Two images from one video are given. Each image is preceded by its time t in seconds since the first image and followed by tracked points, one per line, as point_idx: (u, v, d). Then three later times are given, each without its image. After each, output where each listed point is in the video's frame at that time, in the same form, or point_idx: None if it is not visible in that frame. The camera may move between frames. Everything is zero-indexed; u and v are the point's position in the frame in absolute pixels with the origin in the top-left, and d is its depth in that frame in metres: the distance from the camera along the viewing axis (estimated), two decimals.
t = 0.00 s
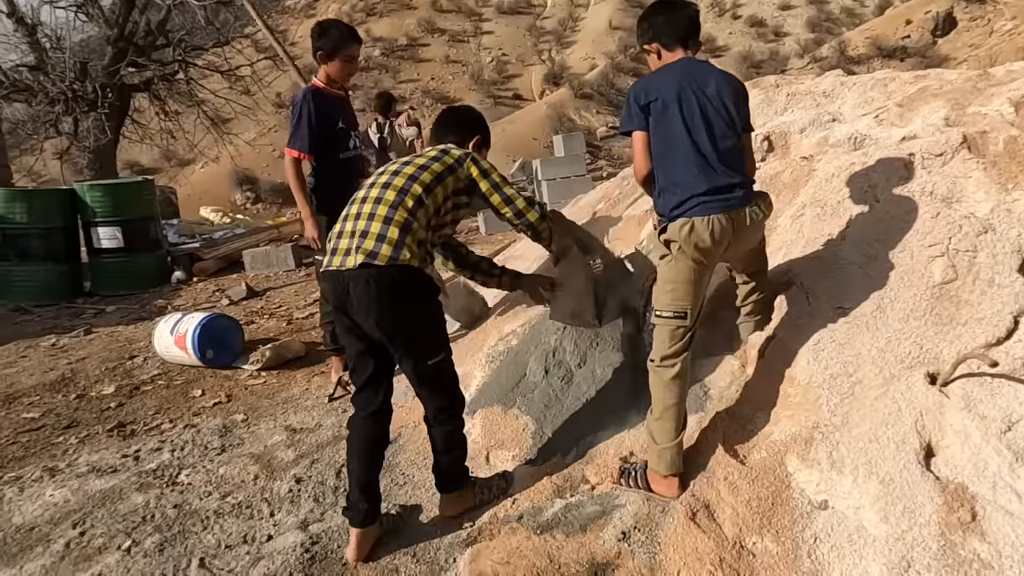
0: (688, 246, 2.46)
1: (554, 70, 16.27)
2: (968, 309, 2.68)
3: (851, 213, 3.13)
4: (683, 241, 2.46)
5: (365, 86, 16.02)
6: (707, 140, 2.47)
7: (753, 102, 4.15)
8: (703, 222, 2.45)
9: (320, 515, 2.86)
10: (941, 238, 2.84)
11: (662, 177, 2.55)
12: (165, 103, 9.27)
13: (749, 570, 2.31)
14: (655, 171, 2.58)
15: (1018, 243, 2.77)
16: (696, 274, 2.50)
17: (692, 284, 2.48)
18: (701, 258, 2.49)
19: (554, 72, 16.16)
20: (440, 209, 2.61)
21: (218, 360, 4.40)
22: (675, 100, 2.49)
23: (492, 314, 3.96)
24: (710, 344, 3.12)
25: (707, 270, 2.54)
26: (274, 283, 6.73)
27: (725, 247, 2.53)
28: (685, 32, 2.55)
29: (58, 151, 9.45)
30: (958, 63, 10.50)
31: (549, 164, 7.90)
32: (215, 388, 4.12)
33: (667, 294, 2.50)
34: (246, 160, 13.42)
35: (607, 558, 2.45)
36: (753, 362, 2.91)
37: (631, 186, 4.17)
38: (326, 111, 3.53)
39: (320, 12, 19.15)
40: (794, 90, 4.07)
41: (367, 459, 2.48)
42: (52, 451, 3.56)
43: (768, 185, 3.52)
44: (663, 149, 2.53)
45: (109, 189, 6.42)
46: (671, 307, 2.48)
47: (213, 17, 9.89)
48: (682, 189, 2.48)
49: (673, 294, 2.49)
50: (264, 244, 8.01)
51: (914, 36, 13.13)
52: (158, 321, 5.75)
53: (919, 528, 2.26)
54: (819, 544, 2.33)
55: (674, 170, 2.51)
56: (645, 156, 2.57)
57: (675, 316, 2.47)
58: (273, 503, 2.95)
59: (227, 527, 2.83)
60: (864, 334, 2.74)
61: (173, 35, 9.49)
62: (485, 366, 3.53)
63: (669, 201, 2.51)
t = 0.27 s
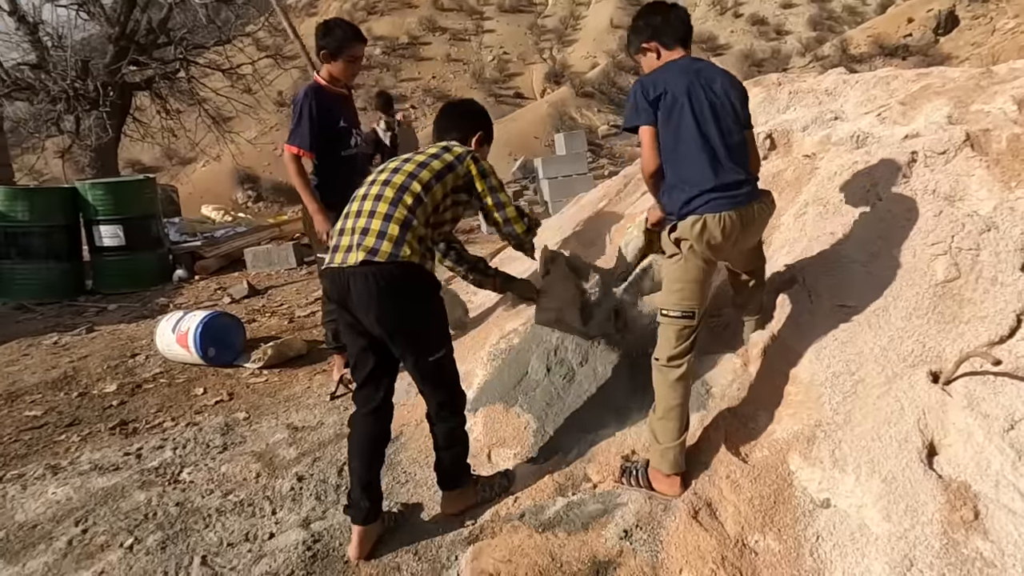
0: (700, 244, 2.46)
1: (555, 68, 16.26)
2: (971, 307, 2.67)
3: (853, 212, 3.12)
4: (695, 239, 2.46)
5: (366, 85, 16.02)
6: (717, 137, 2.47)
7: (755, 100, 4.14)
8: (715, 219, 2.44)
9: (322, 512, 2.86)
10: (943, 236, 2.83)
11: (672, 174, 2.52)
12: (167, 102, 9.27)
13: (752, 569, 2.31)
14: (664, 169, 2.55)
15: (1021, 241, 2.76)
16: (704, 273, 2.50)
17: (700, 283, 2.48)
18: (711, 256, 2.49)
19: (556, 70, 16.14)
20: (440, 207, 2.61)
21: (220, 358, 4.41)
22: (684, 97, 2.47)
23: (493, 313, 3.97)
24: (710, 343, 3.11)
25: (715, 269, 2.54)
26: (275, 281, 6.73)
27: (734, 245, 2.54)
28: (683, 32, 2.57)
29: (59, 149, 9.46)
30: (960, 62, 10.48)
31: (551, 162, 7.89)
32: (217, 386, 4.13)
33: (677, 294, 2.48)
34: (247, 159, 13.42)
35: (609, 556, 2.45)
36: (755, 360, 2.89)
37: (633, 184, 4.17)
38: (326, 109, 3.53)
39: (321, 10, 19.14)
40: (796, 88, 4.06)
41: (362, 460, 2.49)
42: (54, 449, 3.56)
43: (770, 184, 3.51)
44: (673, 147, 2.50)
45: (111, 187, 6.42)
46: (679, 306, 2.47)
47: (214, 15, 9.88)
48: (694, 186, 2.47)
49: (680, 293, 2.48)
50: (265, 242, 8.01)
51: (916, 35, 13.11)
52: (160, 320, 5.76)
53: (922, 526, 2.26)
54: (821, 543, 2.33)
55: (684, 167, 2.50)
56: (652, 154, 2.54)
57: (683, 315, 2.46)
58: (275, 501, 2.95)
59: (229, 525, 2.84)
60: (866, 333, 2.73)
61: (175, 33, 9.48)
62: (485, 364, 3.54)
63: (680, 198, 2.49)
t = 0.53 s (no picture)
0: (715, 243, 2.45)
1: (557, 67, 16.24)
2: (973, 305, 2.66)
3: (855, 210, 3.11)
4: (707, 239, 2.45)
5: (368, 84, 16.02)
6: (723, 137, 2.46)
7: (757, 98, 4.13)
8: (728, 217, 2.44)
9: (322, 511, 2.86)
10: (945, 234, 2.83)
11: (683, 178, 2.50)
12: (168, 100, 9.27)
13: (753, 567, 2.30)
14: (672, 171, 2.52)
15: None
16: (715, 272, 2.50)
17: (711, 282, 2.48)
18: (723, 253, 2.49)
19: (557, 69, 16.13)
20: (448, 201, 2.60)
21: (221, 357, 4.41)
22: (687, 98, 2.45)
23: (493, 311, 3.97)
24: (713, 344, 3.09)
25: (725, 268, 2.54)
26: (276, 279, 6.74)
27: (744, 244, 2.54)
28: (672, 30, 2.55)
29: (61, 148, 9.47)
30: (962, 60, 10.45)
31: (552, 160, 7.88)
32: (218, 385, 4.13)
33: (690, 293, 2.47)
34: (248, 157, 13.42)
35: (609, 555, 2.44)
36: (758, 359, 2.87)
37: (634, 182, 4.17)
38: (326, 106, 3.53)
39: (322, 9, 19.13)
40: (797, 86, 4.05)
41: (372, 437, 2.56)
42: (55, 447, 3.57)
43: (772, 181, 3.50)
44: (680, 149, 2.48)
45: (112, 186, 6.42)
46: (690, 305, 2.46)
47: (215, 14, 9.87)
48: (706, 188, 2.45)
49: (692, 291, 2.47)
50: (267, 241, 8.01)
51: (918, 33, 13.08)
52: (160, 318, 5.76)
53: (923, 525, 2.25)
54: (822, 541, 2.32)
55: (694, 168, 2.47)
56: (660, 157, 2.51)
57: (694, 314, 2.46)
58: (275, 499, 2.95)
59: (230, 523, 2.84)
60: (867, 331, 2.73)
61: (176, 32, 9.47)
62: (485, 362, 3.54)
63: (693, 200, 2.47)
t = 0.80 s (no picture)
0: (725, 247, 2.45)
1: (558, 65, 16.22)
2: (976, 303, 2.65)
3: (857, 207, 3.10)
4: (717, 239, 2.43)
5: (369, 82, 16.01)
6: (729, 143, 2.45)
7: (759, 96, 4.12)
8: (736, 218, 2.43)
9: (323, 509, 2.86)
10: (948, 232, 2.81)
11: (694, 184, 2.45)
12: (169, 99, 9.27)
13: (754, 565, 2.30)
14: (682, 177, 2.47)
15: None
16: (722, 273, 2.48)
17: (718, 283, 2.46)
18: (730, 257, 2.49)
19: (559, 67, 16.11)
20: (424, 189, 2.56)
21: (222, 355, 4.41)
22: (698, 102, 2.37)
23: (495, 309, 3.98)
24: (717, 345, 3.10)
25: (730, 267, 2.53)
26: (278, 278, 6.74)
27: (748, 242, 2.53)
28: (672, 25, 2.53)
29: (63, 147, 9.48)
30: (965, 58, 10.42)
31: (554, 159, 7.88)
32: (219, 383, 4.13)
33: (698, 296, 2.45)
34: (250, 156, 13.43)
35: (611, 553, 2.44)
36: (761, 358, 2.88)
37: (635, 181, 4.16)
38: (335, 106, 3.56)
39: (324, 8, 19.13)
40: (800, 84, 4.03)
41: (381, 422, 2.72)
42: (56, 445, 3.57)
43: (773, 179, 3.50)
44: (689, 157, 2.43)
45: (114, 184, 6.42)
46: (697, 307, 2.44)
47: (217, 12, 9.86)
48: (716, 192, 2.42)
49: (700, 293, 2.45)
50: (268, 239, 8.01)
51: (920, 31, 13.05)
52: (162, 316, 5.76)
53: (926, 523, 2.24)
54: (824, 540, 2.31)
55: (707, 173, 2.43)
56: (669, 164, 2.45)
57: (701, 315, 2.44)
58: (276, 497, 2.95)
59: (231, 521, 2.83)
60: (869, 330, 2.72)
61: (177, 31, 9.47)
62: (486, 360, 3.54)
63: (705, 206, 2.44)
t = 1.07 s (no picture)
0: (716, 256, 2.43)
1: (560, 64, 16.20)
2: (978, 302, 2.65)
3: (858, 206, 3.09)
4: (714, 240, 2.41)
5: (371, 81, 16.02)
6: (727, 144, 2.43)
7: (760, 94, 4.11)
8: (730, 217, 2.41)
9: (324, 508, 2.86)
10: (950, 231, 2.81)
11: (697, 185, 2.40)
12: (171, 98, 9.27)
13: (755, 565, 2.29)
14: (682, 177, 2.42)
15: None
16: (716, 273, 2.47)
17: (714, 284, 2.45)
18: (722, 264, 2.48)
19: (561, 66, 16.09)
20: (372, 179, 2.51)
21: (224, 353, 4.41)
22: (704, 105, 2.34)
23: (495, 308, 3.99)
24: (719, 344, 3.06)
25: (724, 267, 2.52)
26: (279, 276, 6.74)
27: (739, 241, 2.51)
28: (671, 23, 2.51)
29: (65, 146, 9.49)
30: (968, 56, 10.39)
31: (555, 157, 7.87)
32: (220, 382, 4.14)
33: (693, 298, 2.43)
34: (251, 155, 13.43)
35: (611, 553, 2.44)
36: (762, 357, 2.88)
37: (636, 180, 4.16)
38: (350, 114, 3.62)
39: (326, 7, 19.13)
40: (801, 83, 4.02)
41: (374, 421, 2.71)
42: (58, 444, 3.58)
43: (774, 178, 3.53)
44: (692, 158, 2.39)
45: (116, 183, 6.43)
46: (694, 308, 2.42)
47: (218, 11, 9.85)
48: (715, 193, 2.40)
49: (696, 295, 2.43)
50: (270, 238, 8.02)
51: (923, 29, 13.02)
52: (164, 315, 5.77)
53: (927, 523, 2.24)
54: (825, 539, 2.31)
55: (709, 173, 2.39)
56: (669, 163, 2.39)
57: (698, 317, 2.42)
58: (277, 496, 2.96)
59: (232, 520, 2.84)
60: (870, 329, 2.71)
61: (179, 29, 9.47)
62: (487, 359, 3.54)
63: (707, 206, 2.40)
